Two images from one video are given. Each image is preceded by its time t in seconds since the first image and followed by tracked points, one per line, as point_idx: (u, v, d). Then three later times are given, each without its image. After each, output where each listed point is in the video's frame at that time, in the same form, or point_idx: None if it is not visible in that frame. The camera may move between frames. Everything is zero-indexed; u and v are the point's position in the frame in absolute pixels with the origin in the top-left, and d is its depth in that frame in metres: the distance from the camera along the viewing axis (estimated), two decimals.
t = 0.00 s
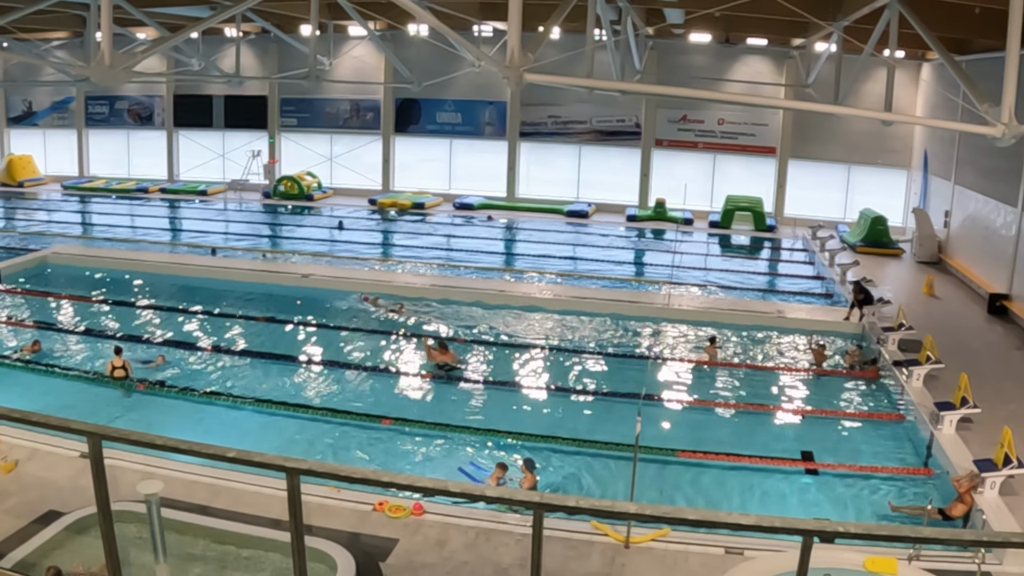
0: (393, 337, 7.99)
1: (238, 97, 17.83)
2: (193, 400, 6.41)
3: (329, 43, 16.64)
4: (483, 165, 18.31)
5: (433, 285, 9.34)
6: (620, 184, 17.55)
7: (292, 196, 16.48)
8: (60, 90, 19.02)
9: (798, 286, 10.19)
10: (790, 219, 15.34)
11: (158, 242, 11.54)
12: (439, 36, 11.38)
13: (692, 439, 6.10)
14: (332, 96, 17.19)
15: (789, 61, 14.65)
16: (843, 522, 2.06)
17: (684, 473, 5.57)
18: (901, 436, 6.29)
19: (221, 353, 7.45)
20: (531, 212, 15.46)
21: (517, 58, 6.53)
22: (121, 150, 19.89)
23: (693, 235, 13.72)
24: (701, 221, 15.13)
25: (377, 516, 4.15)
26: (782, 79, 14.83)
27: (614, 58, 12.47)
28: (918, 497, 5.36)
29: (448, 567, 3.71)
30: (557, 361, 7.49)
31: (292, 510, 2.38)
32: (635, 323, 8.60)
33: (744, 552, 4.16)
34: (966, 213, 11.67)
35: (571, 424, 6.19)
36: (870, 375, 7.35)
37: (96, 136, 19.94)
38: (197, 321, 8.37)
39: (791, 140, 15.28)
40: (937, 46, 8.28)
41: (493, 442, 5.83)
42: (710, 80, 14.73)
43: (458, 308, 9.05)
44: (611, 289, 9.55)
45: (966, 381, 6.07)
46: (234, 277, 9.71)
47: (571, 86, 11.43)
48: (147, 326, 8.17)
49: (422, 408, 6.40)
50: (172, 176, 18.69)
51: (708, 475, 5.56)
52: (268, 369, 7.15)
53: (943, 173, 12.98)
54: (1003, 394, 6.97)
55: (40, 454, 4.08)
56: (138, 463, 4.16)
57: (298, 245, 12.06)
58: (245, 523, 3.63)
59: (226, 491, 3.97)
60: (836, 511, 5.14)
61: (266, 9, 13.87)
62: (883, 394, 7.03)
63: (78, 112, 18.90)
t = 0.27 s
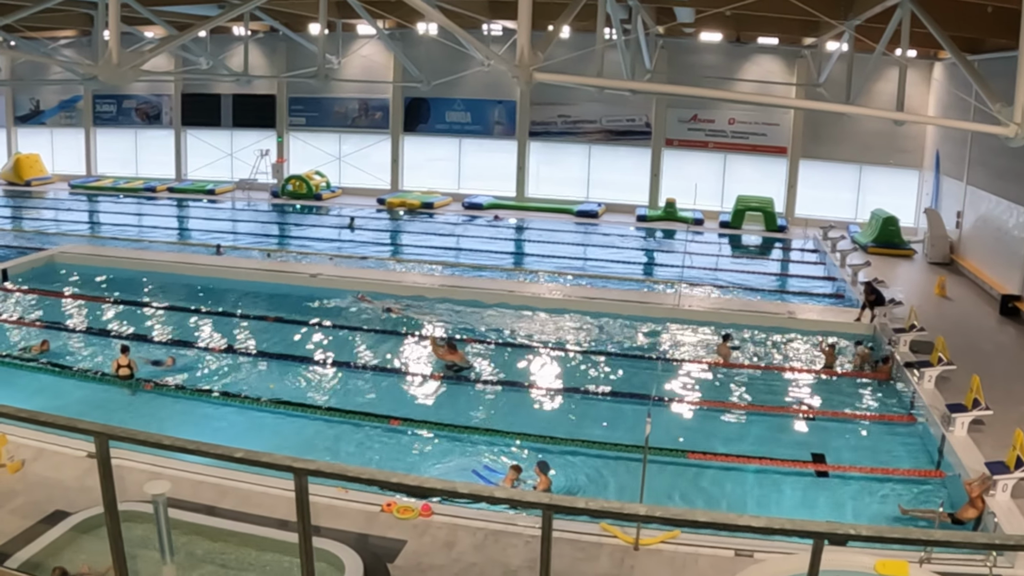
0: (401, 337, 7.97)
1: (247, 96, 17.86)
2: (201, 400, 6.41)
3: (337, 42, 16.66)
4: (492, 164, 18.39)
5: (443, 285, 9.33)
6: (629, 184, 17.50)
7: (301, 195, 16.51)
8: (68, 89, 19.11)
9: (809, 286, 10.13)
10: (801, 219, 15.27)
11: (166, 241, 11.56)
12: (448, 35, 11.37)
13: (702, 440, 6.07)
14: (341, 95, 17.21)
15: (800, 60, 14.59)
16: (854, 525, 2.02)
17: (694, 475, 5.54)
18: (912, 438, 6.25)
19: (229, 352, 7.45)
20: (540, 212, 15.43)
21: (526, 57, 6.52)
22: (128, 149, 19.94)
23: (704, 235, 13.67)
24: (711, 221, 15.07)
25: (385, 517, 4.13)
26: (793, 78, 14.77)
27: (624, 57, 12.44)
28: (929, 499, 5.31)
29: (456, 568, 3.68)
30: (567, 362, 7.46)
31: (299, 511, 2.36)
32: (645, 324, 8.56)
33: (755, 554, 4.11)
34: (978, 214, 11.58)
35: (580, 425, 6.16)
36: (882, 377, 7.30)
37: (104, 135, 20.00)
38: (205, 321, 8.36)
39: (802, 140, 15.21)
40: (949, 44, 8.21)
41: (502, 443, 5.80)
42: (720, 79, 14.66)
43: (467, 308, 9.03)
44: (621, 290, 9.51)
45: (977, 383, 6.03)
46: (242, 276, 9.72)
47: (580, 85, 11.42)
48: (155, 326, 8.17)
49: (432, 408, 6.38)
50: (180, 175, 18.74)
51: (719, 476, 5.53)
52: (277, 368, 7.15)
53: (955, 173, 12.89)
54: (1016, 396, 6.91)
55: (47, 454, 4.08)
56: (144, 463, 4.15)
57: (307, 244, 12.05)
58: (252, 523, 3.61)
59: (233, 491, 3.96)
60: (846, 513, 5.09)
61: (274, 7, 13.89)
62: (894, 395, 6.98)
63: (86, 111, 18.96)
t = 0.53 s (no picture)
0: (409, 338, 7.95)
1: (255, 95, 17.90)
2: (208, 400, 6.42)
3: (345, 41, 16.67)
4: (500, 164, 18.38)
5: (451, 285, 9.31)
6: (638, 184, 17.45)
7: (308, 195, 16.53)
8: (75, 87, 19.20)
9: (819, 287, 10.08)
10: (812, 220, 15.20)
11: (174, 241, 11.58)
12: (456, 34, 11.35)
13: (711, 442, 6.03)
14: (349, 94, 17.23)
15: (811, 59, 14.52)
16: (865, 527, 2.06)
17: (703, 476, 5.50)
18: (923, 440, 6.20)
19: (237, 353, 7.46)
20: (549, 212, 15.41)
21: (536, 56, 6.51)
22: (136, 148, 19.99)
23: (714, 235, 13.61)
24: (721, 222, 15.01)
25: (393, 519, 4.11)
26: (804, 77, 14.69)
27: (634, 56, 12.40)
28: (939, 502, 5.27)
29: (464, 570, 3.66)
30: (576, 362, 7.43)
31: (311, 513, 2.37)
32: (654, 324, 8.53)
33: (764, 557, 4.08)
34: (990, 214, 11.50)
35: (589, 427, 6.14)
36: (893, 378, 7.25)
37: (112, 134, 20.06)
38: (212, 321, 8.37)
39: (813, 140, 15.15)
40: (961, 43, 8.15)
41: (511, 445, 5.78)
42: (729, 79, 14.61)
43: (475, 308, 9.01)
44: (631, 291, 9.47)
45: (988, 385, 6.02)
46: (250, 276, 9.73)
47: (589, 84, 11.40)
48: (163, 326, 8.18)
49: (440, 409, 6.36)
50: (188, 175, 18.79)
51: (727, 478, 5.49)
52: (284, 368, 7.15)
53: (966, 174, 12.81)
54: None
55: (53, 453, 4.09)
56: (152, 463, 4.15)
57: (315, 244, 12.05)
58: (259, 523, 3.60)
59: (240, 492, 3.96)
60: (856, 516, 5.05)
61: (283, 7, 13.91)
62: (904, 397, 6.93)
63: (93, 110, 19.03)
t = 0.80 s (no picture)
0: (416, 338, 7.93)
1: (261, 95, 17.92)
2: (213, 400, 6.42)
3: (353, 40, 16.69)
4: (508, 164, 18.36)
5: (459, 286, 9.29)
6: (646, 184, 17.40)
7: (315, 194, 16.54)
8: (81, 86, 19.27)
9: (829, 288, 10.03)
10: (821, 220, 15.14)
11: (180, 241, 11.60)
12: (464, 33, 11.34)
13: (719, 443, 6.00)
14: (357, 93, 17.25)
15: (821, 59, 14.46)
16: (875, 529, 2.04)
17: (711, 478, 5.47)
18: (933, 442, 6.15)
19: (243, 352, 7.46)
20: (557, 212, 15.39)
21: (544, 55, 6.49)
22: (142, 147, 20.04)
23: (723, 236, 13.56)
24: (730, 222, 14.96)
25: (400, 520, 4.10)
26: (814, 77, 14.63)
27: (643, 56, 12.37)
28: (949, 505, 5.22)
29: (472, 571, 3.64)
30: (583, 363, 7.40)
31: (316, 514, 2.36)
32: (662, 325, 8.49)
33: (773, 559, 4.04)
34: (1001, 214, 11.42)
35: (596, 428, 6.11)
36: (903, 380, 7.20)
37: (119, 133, 20.11)
38: (217, 321, 8.37)
39: (823, 140, 15.09)
40: (971, 43, 8.09)
41: (518, 446, 5.76)
42: (739, 78, 14.56)
43: (483, 309, 8.99)
44: (640, 291, 9.43)
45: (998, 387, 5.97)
46: (256, 276, 9.73)
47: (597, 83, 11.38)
48: (169, 325, 8.19)
49: (446, 410, 6.34)
50: (195, 174, 18.83)
51: (736, 480, 5.46)
52: (290, 369, 7.14)
53: (977, 174, 12.73)
54: None
55: (59, 454, 4.09)
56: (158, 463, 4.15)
57: (322, 244, 12.05)
58: (265, 524, 3.60)
59: (246, 493, 3.95)
60: (865, 518, 5.01)
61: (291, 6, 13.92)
62: (914, 399, 6.89)
63: (99, 109, 19.09)
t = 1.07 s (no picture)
0: (423, 339, 7.91)
1: (268, 94, 17.95)
2: (219, 400, 6.41)
3: (360, 39, 16.69)
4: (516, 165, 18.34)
5: (467, 286, 9.27)
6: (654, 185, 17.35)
7: (322, 194, 16.55)
8: (87, 85, 19.33)
9: (839, 289, 9.97)
10: (831, 221, 15.08)
11: (187, 241, 11.62)
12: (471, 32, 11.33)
13: (728, 445, 5.96)
14: (364, 93, 17.26)
15: (830, 59, 14.40)
16: (884, 532, 2.04)
17: (720, 480, 5.42)
18: (943, 444, 6.10)
19: (250, 353, 7.46)
20: (566, 212, 15.35)
21: (552, 55, 6.48)
22: (149, 146, 20.07)
23: (733, 236, 13.50)
24: (739, 223, 14.90)
25: (406, 521, 4.08)
26: (823, 77, 14.58)
27: (652, 55, 12.33)
28: (960, 508, 5.18)
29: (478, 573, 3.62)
30: (591, 365, 7.38)
31: (323, 515, 2.35)
32: (672, 326, 8.46)
33: (782, 562, 4.01)
34: (1011, 215, 11.33)
35: (604, 429, 6.09)
36: (912, 382, 7.15)
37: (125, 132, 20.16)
38: (223, 321, 8.37)
39: (832, 140, 15.03)
40: (982, 42, 8.03)
41: (526, 447, 5.73)
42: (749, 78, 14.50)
43: (491, 310, 8.98)
44: (649, 292, 9.40)
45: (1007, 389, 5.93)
46: (261, 276, 9.74)
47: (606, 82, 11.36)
48: (174, 326, 8.19)
49: (453, 412, 6.32)
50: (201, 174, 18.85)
51: (745, 482, 5.42)
52: (296, 369, 7.14)
53: (988, 175, 12.64)
54: None
55: (64, 454, 4.07)
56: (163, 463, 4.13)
57: (329, 244, 12.06)
58: (271, 525, 3.58)
59: (252, 493, 3.93)
60: (874, 521, 4.97)
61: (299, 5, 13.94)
62: (924, 401, 6.84)
63: (106, 108, 19.14)
